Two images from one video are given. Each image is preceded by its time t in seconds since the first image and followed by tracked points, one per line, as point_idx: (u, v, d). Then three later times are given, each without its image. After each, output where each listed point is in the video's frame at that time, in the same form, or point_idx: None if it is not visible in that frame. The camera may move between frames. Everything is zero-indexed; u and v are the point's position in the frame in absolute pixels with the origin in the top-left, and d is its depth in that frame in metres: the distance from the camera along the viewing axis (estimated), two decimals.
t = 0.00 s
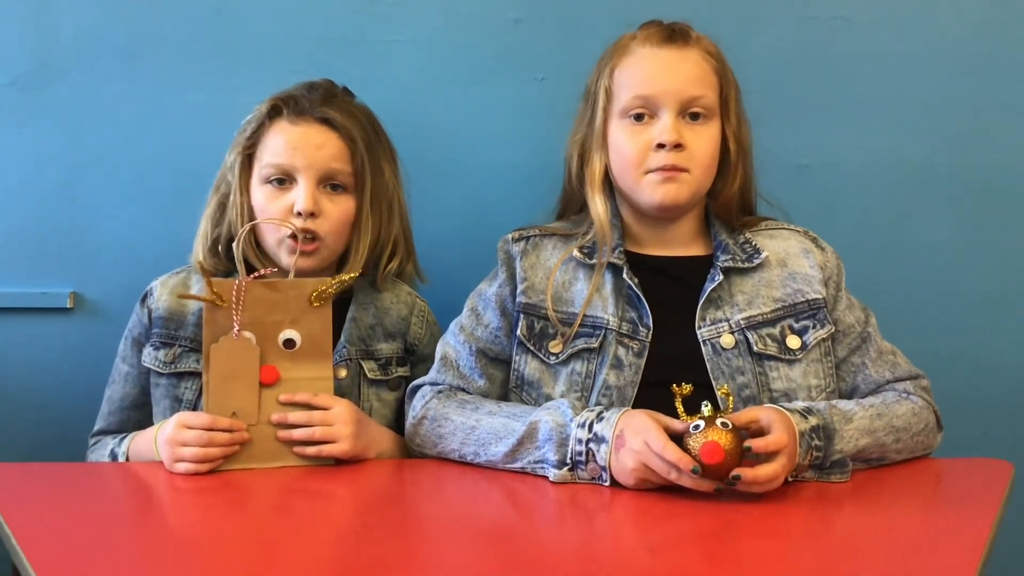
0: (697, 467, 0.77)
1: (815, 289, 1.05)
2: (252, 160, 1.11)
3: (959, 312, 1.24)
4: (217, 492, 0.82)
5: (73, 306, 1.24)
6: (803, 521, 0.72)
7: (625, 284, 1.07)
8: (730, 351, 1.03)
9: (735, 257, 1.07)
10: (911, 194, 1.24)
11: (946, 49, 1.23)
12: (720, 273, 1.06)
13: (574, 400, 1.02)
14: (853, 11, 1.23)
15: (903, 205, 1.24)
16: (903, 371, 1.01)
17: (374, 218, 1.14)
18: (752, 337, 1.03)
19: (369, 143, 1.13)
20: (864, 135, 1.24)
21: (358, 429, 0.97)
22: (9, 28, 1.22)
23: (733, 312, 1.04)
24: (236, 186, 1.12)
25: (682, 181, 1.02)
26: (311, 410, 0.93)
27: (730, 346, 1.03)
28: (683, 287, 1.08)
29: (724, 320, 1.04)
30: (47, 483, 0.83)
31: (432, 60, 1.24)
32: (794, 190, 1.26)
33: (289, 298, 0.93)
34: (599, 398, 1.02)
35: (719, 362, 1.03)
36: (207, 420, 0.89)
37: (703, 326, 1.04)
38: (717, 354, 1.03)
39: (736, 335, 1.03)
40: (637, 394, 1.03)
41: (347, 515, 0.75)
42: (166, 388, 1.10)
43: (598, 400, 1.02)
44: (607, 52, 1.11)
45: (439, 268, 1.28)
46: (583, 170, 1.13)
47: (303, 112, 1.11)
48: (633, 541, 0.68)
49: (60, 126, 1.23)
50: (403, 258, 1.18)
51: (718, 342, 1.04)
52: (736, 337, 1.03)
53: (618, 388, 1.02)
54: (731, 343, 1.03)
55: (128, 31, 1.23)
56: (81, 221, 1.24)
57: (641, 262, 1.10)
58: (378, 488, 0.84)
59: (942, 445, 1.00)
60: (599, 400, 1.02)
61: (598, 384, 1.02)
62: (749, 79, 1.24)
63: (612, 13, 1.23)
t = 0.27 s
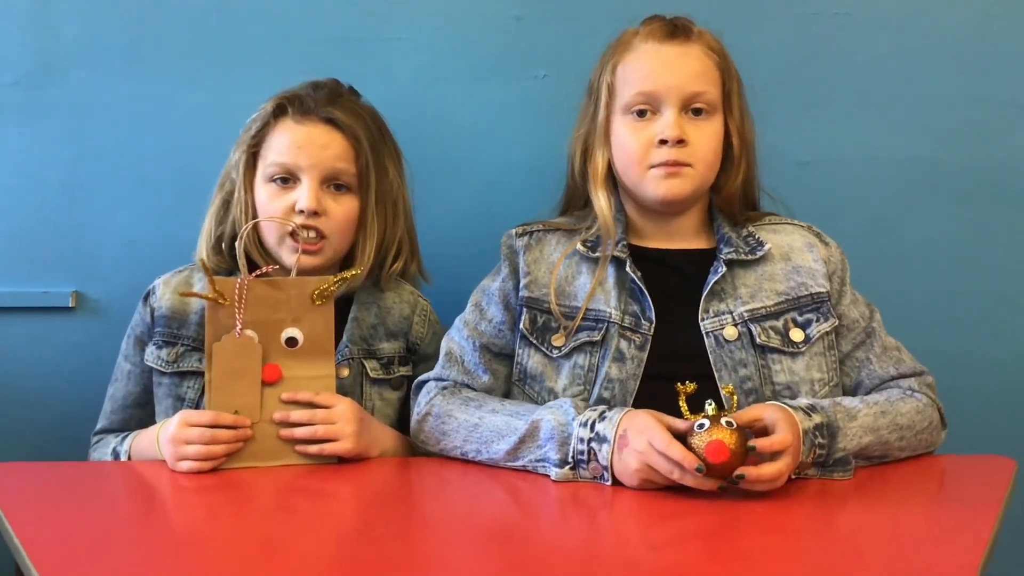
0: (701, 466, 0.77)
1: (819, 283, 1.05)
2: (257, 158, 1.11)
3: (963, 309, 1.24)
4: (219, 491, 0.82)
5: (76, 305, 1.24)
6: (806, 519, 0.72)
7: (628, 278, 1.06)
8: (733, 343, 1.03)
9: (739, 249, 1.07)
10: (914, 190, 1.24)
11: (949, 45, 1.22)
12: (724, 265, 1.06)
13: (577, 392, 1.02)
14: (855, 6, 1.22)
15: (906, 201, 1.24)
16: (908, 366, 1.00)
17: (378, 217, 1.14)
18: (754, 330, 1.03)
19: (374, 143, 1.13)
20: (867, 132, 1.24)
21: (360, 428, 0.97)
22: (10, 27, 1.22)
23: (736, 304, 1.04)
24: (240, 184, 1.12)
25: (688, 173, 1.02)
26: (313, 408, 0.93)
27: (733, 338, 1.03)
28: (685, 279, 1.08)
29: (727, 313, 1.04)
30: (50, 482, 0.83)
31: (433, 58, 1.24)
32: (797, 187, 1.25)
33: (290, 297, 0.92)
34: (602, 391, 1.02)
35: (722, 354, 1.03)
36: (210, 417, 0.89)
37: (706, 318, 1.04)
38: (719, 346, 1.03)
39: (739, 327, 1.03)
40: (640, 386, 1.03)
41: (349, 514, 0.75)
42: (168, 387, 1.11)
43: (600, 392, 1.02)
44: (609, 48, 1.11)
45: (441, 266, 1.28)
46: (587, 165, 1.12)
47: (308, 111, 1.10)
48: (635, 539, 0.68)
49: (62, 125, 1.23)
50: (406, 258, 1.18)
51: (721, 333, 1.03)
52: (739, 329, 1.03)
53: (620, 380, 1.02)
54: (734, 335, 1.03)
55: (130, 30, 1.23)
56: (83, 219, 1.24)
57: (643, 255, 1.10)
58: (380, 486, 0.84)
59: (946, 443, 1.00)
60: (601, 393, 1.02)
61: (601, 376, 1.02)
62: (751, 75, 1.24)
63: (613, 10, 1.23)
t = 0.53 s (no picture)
0: (709, 466, 0.76)
1: (823, 280, 1.04)
2: (252, 156, 1.11)
3: (966, 307, 1.24)
4: (221, 490, 0.82)
5: (78, 304, 1.24)
6: (809, 518, 0.72)
7: (635, 273, 1.06)
8: (737, 338, 1.03)
9: (744, 245, 1.07)
10: (917, 187, 1.23)
11: (952, 42, 1.22)
12: (729, 261, 1.05)
13: (583, 388, 1.02)
14: (857, 4, 1.22)
15: (910, 199, 1.23)
16: (911, 364, 1.00)
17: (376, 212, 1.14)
18: (758, 325, 1.02)
19: (369, 139, 1.13)
20: (870, 129, 1.23)
21: (362, 426, 0.97)
22: (12, 27, 1.22)
23: (741, 300, 1.04)
24: (236, 183, 1.11)
25: (693, 170, 1.01)
26: (315, 407, 0.93)
27: (737, 333, 1.03)
28: (689, 275, 1.08)
29: (731, 308, 1.04)
30: (52, 481, 0.83)
31: (434, 56, 1.24)
32: (800, 185, 1.25)
33: (291, 295, 0.92)
34: (610, 386, 1.01)
35: (725, 349, 1.03)
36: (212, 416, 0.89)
37: (710, 312, 1.04)
38: (723, 341, 1.03)
39: (743, 322, 1.03)
40: (647, 381, 1.02)
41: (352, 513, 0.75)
42: (169, 386, 1.11)
43: (609, 387, 1.01)
44: (618, 44, 1.11)
45: (443, 264, 1.27)
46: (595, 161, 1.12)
47: (302, 108, 1.10)
48: (638, 538, 0.67)
49: (64, 124, 1.23)
50: (404, 253, 1.18)
51: (725, 328, 1.03)
52: (743, 324, 1.03)
53: (627, 375, 1.02)
54: (738, 330, 1.03)
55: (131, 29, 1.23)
56: (85, 219, 1.24)
57: (650, 252, 1.10)
58: (383, 485, 0.84)
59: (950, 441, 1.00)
60: (608, 387, 1.01)
61: (608, 371, 1.02)
62: (754, 73, 1.23)
63: (615, 7, 1.23)
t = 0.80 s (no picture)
0: (711, 466, 0.76)
1: (826, 280, 1.04)
2: (249, 158, 1.11)
3: (969, 305, 1.23)
4: (224, 488, 0.82)
5: (80, 303, 1.24)
6: (814, 516, 0.72)
7: (640, 275, 1.06)
8: (741, 339, 1.03)
9: (747, 247, 1.07)
10: (919, 186, 1.23)
11: (954, 40, 1.22)
12: (731, 263, 1.05)
13: (589, 389, 1.02)
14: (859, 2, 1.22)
15: (912, 198, 1.23)
16: (915, 363, 1.00)
17: (376, 210, 1.15)
18: (762, 326, 1.02)
19: (366, 137, 1.13)
20: (872, 128, 1.23)
21: (366, 425, 0.96)
22: (14, 26, 1.22)
23: (744, 301, 1.04)
24: (233, 187, 1.11)
25: (697, 173, 1.02)
26: (318, 405, 0.93)
27: (741, 334, 1.03)
28: (690, 277, 1.08)
29: (735, 309, 1.04)
30: (55, 480, 0.83)
31: (437, 55, 1.24)
32: (802, 183, 1.25)
33: (295, 295, 0.92)
34: (614, 387, 1.02)
35: (730, 350, 1.03)
36: (212, 412, 0.89)
37: (714, 314, 1.04)
38: (727, 342, 1.03)
39: (747, 323, 1.03)
40: (651, 383, 1.02)
41: (355, 511, 0.75)
42: (172, 384, 1.10)
43: (614, 389, 1.02)
44: (619, 45, 1.11)
45: (445, 264, 1.27)
46: (597, 162, 1.12)
47: (296, 108, 1.10)
48: (643, 536, 0.67)
49: (66, 123, 1.23)
50: (404, 250, 1.18)
51: (729, 330, 1.03)
52: (747, 326, 1.03)
53: (632, 377, 1.02)
54: (742, 331, 1.03)
55: (133, 28, 1.22)
56: (87, 218, 1.24)
57: (654, 254, 1.10)
58: (386, 483, 0.84)
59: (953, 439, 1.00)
60: (613, 389, 1.02)
61: (612, 373, 1.02)
62: (756, 71, 1.23)
63: (617, 6, 1.23)
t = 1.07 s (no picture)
0: (711, 463, 0.76)
1: (825, 282, 1.04)
2: (248, 156, 1.11)
3: (969, 305, 1.23)
4: (224, 488, 0.82)
5: (81, 303, 1.24)
6: (814, 515, 0.72)
7: (637, 278, 1.06)
8: (740, 343, 1.02)
9: (745, 250, 1.07)
10: (919, 186, 1.23)
11: (955, 40, 1.22)
12: (729, 266, 1.05)
13: (586, 392, 1.02)
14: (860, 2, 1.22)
15: (912, 198, 1.23)
16: (915, 364, 1.00)
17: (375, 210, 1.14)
18: (761, 330, 1.02)
19: (365, 136, 1.13)
20: (872, 128, 1.23)
21: (365, 425, 0.96)
22: (15, 25, 1.22)
23: (743, 304, 1.04)
24: (233, 185, 1.11)
25: (694, 177, 1.02)
26: (318, 405, 0.92)
27: (740, 338, 1.03)
28: (690, 279, 1.08)
29: (733, 313, 1.04)
30: (56, 480, 0.83)
31: (437, 54, 1.24)
32: (802, 184, 1.25)
33: (296, 294, 0.92)
34: (611, 391, 1.01)
35: (729, 354, 1.02)
36: (211, 412, 0.89)
37: (712, 318, 1.04)
38: (726, 347, 1.03)
39: (746, 327, 1.03)
40: (649, 385, 1.02)
41: (355, 511, 0.75)
42: (172, 384, 1.10)
43: (610, 392, 1.01)
44: (617, 46, 1.11)
45: (445, 264, 1.27)
46: (595, 163, 1.12)
47: (295, 106, 1.10)
48: (643, 535, 0.67)
49: (67, 122, 1.23)
50: (403, 248, 1.18)
51: (727, 334, 1.03)
52: (745, 330, 1.03)
53: (629, 379, 1.02)
54: (741, 335, 1.03)
55: (134, 28, 1.23)
56: (88, 218, 1.24)
57: (652, 256, 1.10)
58: (386, 483, 0.84)
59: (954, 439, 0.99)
60: (610, 392, 1.01)
61: (609, 375, 1.02)
62: (756, 71, 1.23)
63: (617, 6, 1.23)
